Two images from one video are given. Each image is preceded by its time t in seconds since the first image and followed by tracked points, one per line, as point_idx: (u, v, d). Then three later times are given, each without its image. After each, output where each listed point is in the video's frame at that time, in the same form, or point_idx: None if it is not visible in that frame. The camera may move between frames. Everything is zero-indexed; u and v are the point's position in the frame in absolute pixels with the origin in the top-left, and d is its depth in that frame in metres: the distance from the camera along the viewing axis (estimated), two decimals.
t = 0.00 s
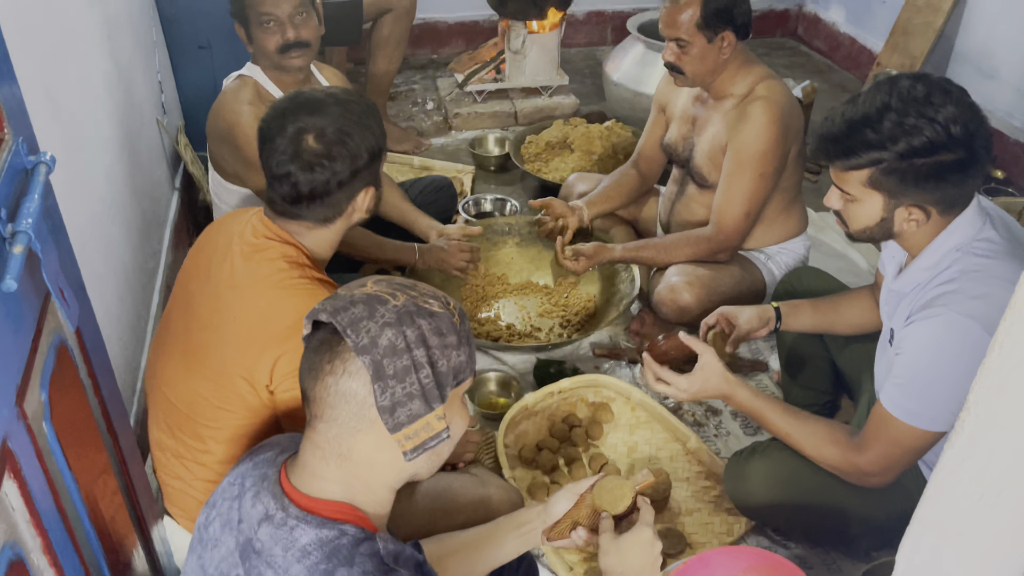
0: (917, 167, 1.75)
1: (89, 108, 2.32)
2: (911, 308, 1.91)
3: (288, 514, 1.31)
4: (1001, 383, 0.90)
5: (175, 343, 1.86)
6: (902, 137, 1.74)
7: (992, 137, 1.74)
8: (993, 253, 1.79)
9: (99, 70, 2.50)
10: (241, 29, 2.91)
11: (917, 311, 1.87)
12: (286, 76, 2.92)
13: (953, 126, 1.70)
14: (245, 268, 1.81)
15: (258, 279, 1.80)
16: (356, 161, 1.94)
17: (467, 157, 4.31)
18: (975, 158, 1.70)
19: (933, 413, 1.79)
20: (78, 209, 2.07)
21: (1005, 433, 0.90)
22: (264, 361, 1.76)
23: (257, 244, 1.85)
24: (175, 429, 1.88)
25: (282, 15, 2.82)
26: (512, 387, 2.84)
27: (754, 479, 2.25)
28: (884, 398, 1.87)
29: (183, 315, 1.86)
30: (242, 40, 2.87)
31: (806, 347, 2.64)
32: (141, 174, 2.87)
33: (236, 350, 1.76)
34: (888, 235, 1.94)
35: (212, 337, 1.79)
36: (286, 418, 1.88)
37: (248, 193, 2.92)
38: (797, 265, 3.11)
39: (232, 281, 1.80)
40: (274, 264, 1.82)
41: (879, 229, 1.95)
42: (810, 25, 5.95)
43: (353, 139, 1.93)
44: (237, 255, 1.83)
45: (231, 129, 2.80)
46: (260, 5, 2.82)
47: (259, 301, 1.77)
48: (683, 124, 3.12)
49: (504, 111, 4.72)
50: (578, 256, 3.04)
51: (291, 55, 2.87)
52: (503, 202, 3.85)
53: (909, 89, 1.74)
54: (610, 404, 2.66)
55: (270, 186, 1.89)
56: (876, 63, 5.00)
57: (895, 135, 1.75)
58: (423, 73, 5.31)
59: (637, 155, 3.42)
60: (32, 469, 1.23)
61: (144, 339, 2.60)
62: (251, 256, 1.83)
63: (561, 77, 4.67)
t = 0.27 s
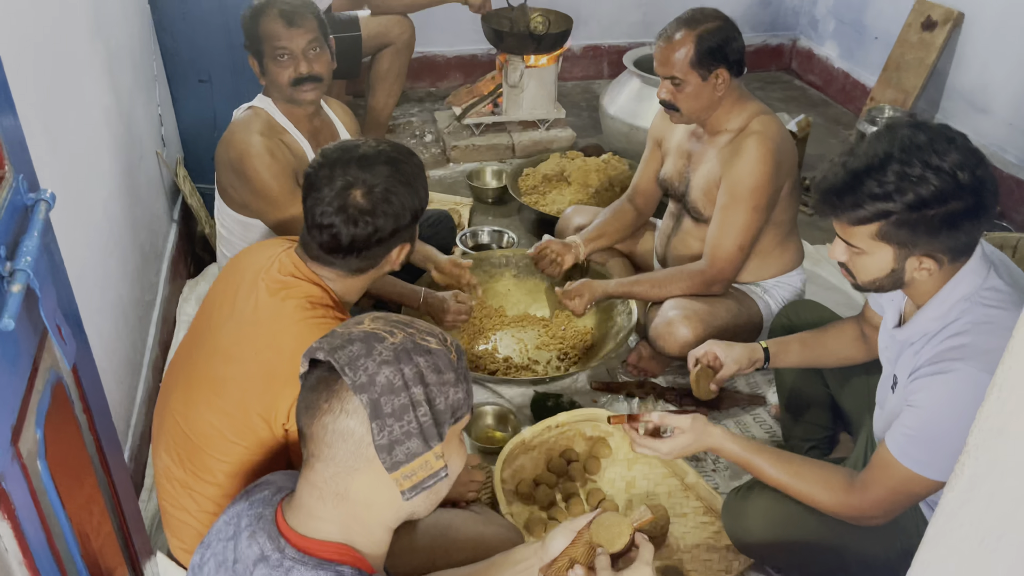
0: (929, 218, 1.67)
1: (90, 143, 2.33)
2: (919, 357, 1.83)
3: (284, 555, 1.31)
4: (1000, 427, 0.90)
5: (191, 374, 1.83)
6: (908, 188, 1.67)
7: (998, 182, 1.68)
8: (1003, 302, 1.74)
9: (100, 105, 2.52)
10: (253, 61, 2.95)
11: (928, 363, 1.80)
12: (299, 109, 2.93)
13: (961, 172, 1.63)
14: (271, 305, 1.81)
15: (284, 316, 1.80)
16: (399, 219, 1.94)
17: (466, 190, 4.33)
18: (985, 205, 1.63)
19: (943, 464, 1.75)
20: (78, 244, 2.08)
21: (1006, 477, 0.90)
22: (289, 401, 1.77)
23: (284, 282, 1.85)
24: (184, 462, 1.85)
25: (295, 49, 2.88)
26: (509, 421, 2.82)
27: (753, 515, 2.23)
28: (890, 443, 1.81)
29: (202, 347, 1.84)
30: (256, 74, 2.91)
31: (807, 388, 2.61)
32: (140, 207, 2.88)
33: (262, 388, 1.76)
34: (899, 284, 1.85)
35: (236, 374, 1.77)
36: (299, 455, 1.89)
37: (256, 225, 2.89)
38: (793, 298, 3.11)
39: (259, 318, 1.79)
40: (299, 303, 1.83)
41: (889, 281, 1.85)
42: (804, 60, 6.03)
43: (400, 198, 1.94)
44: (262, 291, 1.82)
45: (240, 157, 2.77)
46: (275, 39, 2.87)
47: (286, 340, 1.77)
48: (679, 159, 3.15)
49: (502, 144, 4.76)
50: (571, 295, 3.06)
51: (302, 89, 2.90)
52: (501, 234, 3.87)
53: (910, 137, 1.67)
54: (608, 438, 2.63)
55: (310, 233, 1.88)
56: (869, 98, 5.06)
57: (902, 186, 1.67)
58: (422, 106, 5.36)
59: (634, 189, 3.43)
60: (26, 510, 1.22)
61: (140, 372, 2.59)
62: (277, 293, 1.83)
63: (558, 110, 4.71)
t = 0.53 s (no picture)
0: (944, 277, 1.63)
1: (92, 173, 2.34)
2: (926, 407, 1.82)
3: None
4: (1004, 468, 0.89)
5: (170, 416, 1.83)
6: (919, 247, 1.62)
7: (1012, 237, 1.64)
8: (1013, 354, 1.72)
9: (103, 135, 2.53)
10: (264, 90, 2.98)
11: (936, 414, 1.78)
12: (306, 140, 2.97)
13: (977, 229, 1.58)
14: (245, 343, 1.80)
15: (258, 356, 1.78)
16: (363, 248, 1.95)
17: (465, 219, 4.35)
18: (1001, 262, 1.59)
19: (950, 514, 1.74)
20: (78, 273, 2.08)
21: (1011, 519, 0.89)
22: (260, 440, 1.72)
23: (259, 319, 1.85)
24: (166, 505, 1.83)
25: (306, 80, 2.90)
26: (508, 452, 2.80)
27: (751, 548, 2.22)
28: (896, 488, 1.79)
29: (181, 388, 1.84)
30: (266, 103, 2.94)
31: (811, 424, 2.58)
32: (140, 236, 2.89)
33: (231, 429, 1.73)
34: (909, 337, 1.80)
35: (208, 413, 1.76)
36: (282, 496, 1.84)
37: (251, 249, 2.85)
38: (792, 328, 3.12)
39: (232, 356, 1.79)
40: (274, 340, 1.82)
41: (900, 334, 1.81)
42: (801, 91, 6.08)
43: (362, 226, 1.95)
44: (238, 329, 1.83)
45: (244, 184, 2.75)
46: (286, 71, 2.90)
47: (257, 378, 1.75)
48: (678, 190, 3.16)
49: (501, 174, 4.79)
50: (570, 318, 3.03)
51: (309, 120, 2.91)
52: (501, 263, 3.88)
53: (920, 194, 1.63)
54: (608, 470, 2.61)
55: (275, 266, 1.89)
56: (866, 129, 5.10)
57: (915, 245, 1.63)
58: (422, 135, 5.39)
59: (632, 219, 3.44)
60: (19, 547, 1.21)
61: (136, 402, 2.58)
62: (253, 331, 1.82)
63: (558, 140, 4.74)
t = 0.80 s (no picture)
0: (953, 333, 1.64)
1: (95, 206, 2.36)
2: (930, 458, 1.81)
3: None
4: (1004, 508, 0.93)
5: (155, 444, 1.82)
6: (925, 303, 1.64)
7: (1018, 289, 1.65)
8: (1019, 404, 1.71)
9: (107, 167, 2.55)
10: (264, 122, 3.01)
11: (942, 465, 1.77)
12: (305, 170, 2.97)
13: (984, 285, 1.60)
14: (229, 370, 1.80)
15: (240, 382, 1.77)
16: (345, 272, 1.96)
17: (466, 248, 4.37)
18: (1008, 317, 1.60)
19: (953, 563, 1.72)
20: (79, 305, 2.09)
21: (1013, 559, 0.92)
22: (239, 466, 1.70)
23: (243, 346, 1.86)
24: (154, 536, 1.83)
25: (305, 112, 2.94)
26: (507, 483, 2.80)
27: None
28: (899, 534, 1.79)
29: (166, 417, 1.84)
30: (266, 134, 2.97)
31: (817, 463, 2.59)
32: (141, 267, 2.90)
33: (213, 457, 1.71)
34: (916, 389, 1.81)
35: (191, 440, 1.75)
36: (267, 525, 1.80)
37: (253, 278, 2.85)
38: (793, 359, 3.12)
39: (215, 383, 1.79)
40: (257, 366, 1.81)
41: (907, 386, 1.82)
42: (800, 121, 6.13)
43: (344, 251, 1.95)
44: (222, 356, 1.83)
45: (245, 212, 2.76)
46: (287, 103, 2.93)
47: (239, 404, 1.74)
48: (676, 222, 3.18)
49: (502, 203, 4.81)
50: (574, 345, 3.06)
51: (309, 151, 2.94)
52: (501, 292, 3.89)
53: (924, 249, 1.64)
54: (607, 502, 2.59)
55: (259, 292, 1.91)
56: (865, 159, 5.13)
57: (922, 302, 1.64)
58: (424, 164, 5.43)
59: (632, 249, 3.45)
60: None
61: (135, 433, 2.58)
62: (237, 358, 1.83)
63: (558, 169, 4.77)
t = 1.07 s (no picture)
0: (962, 381, 1.64)
1: (99, 235, 2.37)
2: (936, 502, 1.80)
3: None
4: (1000, 545, 0.97)
5: (175, 463, 1.79)
6: (930, 353, 1.64)
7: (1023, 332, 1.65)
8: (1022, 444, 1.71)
9: (111, 197, 2.57)
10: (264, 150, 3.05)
11: (950, 509, 1.76)
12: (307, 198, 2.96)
13: (988, 330, 1.60)
14: (255, 388, 1.80)
15: (266, 397, 1.77)
16: (372, 300, 1.97)
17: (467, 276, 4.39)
18: (1015, 361, 1.60)
19: None
20: (82, 335, 2.10)
21: None
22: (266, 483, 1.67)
23: (267, 366, 1.86)
24: (169, 555, 1.78)
25: (305, 140, 2.99)
26: (508, 514, 2.77)
27: None
28: None
29: (187, 437, 1.82)
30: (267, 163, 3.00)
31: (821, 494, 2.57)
32: (144, 295, 2.91)
33: (238, 470, 1.69)
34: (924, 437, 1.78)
35: (216, 457, 1.72)
36: (288, 546, 1.76)
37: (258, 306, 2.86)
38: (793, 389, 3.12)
39: (241, 401, 1.78)
40: (283, 384, 1.82)
41: (917, 434, 1.80)
42: (800, 150, 6.17)
43: (373, 279, 1.97)
44: (247, 375, 1.83)
45: (247, 241, 2.76)
46: (286, 133, 2.96)
47: (266, 420, 1.73)
48: (676, 251, 3.19)
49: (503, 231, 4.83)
50: (569, 387, 3.02)
51: (310, 179, 2.96)
52: (502, 320, 3.89)
53: (924, 298, 1.65)
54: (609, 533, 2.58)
55: (287, 315, 1.93)
56: (864, 189, 5.16)
57: (928, 352, 1.64)
58: (426, 192, 5.47)
59: (633, 278, 3.46)
60: None
61: (134, 462, 2.57)
62: (262, 377, 1.83)
63: (559, 198, 4.80)
